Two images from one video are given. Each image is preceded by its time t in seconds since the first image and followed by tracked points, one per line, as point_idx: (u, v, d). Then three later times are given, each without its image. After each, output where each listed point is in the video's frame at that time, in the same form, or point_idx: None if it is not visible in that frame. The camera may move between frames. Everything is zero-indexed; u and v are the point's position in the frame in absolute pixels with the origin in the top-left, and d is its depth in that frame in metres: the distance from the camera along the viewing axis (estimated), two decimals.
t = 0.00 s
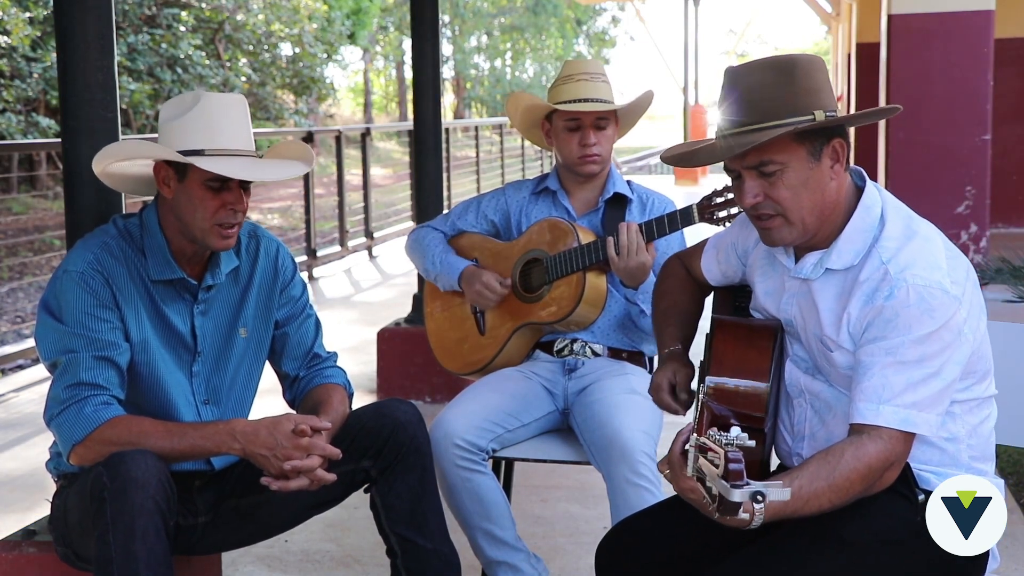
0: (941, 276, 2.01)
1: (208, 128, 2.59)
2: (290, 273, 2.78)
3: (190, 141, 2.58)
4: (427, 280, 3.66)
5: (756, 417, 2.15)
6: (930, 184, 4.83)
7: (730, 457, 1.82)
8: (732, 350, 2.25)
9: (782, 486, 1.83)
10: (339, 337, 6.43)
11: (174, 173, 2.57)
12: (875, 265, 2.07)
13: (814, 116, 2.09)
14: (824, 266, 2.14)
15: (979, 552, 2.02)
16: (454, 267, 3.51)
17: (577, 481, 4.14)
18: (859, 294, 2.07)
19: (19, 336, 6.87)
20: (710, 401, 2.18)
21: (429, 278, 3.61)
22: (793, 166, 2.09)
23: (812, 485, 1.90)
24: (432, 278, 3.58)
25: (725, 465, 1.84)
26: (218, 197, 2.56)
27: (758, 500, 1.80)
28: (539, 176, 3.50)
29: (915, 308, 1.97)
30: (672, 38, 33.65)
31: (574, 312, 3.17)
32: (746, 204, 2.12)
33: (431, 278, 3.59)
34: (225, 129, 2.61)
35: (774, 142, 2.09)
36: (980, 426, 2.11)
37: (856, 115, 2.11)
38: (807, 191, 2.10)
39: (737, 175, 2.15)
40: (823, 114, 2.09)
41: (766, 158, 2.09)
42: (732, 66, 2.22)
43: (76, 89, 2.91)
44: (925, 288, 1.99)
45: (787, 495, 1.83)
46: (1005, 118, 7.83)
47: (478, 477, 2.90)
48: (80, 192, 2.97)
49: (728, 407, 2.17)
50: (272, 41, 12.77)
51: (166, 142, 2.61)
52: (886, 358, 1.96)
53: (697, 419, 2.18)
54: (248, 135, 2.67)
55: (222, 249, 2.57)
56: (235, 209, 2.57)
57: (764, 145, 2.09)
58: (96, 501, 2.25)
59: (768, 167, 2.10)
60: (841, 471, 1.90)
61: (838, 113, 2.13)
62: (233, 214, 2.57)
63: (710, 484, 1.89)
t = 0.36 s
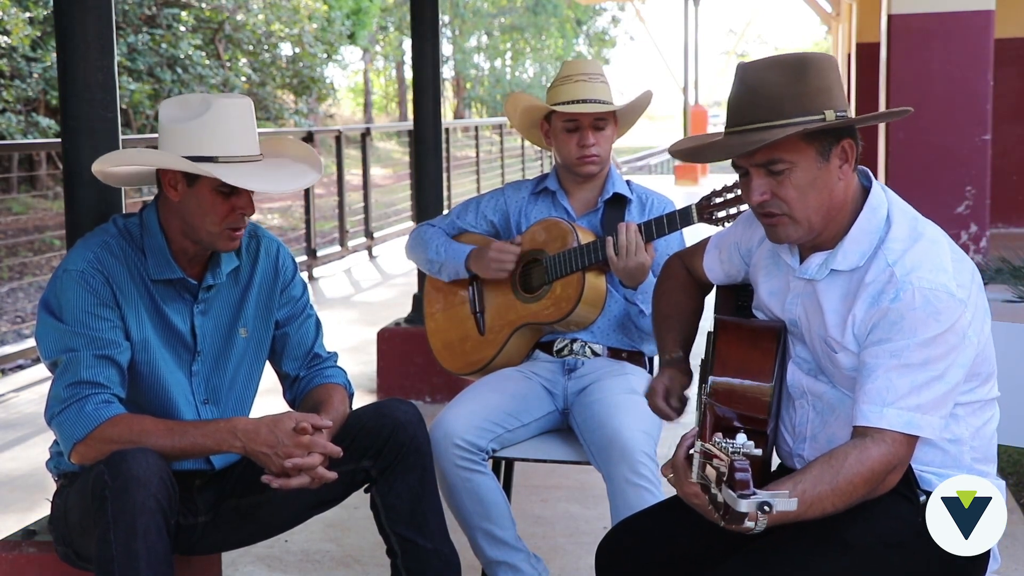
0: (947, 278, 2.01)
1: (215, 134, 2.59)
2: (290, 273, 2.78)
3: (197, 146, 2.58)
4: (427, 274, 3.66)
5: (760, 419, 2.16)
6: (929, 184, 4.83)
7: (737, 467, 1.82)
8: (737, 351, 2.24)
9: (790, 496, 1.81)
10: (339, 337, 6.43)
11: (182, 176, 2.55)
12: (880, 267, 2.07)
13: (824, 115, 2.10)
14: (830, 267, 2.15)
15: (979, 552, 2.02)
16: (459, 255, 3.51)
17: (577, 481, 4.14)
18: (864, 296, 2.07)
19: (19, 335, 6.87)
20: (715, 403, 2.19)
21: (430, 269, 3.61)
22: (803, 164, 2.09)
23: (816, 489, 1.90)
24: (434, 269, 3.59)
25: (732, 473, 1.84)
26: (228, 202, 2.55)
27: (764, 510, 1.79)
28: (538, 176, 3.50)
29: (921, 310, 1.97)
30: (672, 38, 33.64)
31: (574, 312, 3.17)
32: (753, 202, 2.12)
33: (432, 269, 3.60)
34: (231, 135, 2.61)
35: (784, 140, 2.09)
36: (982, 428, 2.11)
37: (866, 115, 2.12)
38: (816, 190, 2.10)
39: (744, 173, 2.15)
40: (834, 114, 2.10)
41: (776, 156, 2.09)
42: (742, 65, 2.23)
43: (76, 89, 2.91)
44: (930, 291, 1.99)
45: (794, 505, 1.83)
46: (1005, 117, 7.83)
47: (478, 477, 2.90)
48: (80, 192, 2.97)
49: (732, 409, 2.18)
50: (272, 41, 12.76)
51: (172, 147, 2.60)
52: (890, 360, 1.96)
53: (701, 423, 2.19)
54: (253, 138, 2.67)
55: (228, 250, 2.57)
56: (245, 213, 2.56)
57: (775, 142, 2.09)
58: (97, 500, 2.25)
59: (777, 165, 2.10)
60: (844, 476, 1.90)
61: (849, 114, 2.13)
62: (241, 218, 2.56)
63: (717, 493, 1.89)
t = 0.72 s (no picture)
0: (957, 282, 2.01)
1: (210, 135, 2.60)
2: (289, 273, 2.78)
3: (193, 148, 2.58)
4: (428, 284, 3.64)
5: (761, 420, 2.17)
6: (929, 183, 4.84)
7: (736, 471, 1.82)
8: (740, 351, 2.25)
9: (789, 502, 1.84)
10: (339, 337, 6.43)
11: (176, 177, 2.55)
12: (889, 271, 2.06)
13: (845, 114, 2.10)
14: (836, 267, 2.14)
15: (980, 551, 2.03)
16: (457, 268, 3.51)
17: (577, 481, 4.14)
18: (872, 300, 2.06)
19: (19, 336, 6.87)
20: (717, 403, 2.22)
21: (431, 279, 3.60)
22: (815, 156, 2.10)
23: (830, 481, 1.90)
24: (435, 280, 3.58)
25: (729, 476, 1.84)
26: (220, 204, 2.54)
27: (764, 514, 1.82)
28: (538, 176, 3.50)
29: (932, 315, 1.97)
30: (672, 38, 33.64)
31: (573, 312, 3.17)
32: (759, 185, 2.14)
33: (433, 279, 3.59)
34: (227, 138, 2.61)
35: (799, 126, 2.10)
36: (988, 430, 2.10)
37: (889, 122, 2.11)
38: (822, 185, 2.11)
39: (758, 154, 2.17)
40: (855, 115, 2.10)
41: (788, 142, 2.10)
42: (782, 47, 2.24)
43: (76, 89, 2.91)
44: (942, 296, 1.99)
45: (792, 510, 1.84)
46: (1005, 118, 7.82)
47: (478, 477, 2.90)
48: (80, 192, 2.97)
49: (733, 410, 2.20)
50: (272, 41, 12.76)
51: (168, 147, 2.60)
52: (904, 367, 1.96)
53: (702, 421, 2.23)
54: (251, 141, 2.67)
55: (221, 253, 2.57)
56: (237, 216, 2.55)
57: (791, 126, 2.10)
58: (95, 501, 2.25)
59: (788, 154, 2.11)
60: (860, 471, 1.90)
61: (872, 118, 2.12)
62: (235, 221, 2.55)
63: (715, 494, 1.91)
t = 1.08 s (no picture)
0: (964, 283, 2.00)
1: (206, 130, 2.60)
2: (290, 273, 2.78)
3: (192, 144, 2.59)
4: (427, 282, 3.65)
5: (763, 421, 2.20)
6: (930, 183, 4.84)
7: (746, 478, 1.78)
8: (743, 353, 2.25)
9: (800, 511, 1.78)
10: (339, 337, 6.43)
11: (176, 174, 2.56)
12: (896, 270, 2.06)
13: (865, 110, 2.08)
14: (843, 265, 2.13)
15: (981, 551, 2.03)
16: (454, 267, 3.50)
17: (577, 481, 4.14)
18: (879, 299, 2.06)
19: (19, 336, 6.87)
20: (721, 405, 2.23)
21: (429, 278, 3.60)
22: (825, 144, 2.11)
23: (837, 483, 1.90)
24: (432, 278, 3.58)
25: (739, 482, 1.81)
26: (221, 198, 2.55)
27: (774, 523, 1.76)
28: (538, 176, 3.50)
29: (939, 315, 1.97)
30: (672, 38, 33.62)
31: (571, 312, 3.16)
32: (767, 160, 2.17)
33: (431, 278, 3.59)
34: (225, 132, 2.61)
35: (816, 109, 2.11)
36: (991, 432, 2.09)
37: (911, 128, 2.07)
38: (825, 176, 2.11)
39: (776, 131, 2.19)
40: (876, 112, 2.07)
41: (801, 124, 2.12)
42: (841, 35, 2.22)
43: (76, 90, 2.92)
44: (948, 296, 1.98)
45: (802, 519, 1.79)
46: (1005, 119, 7.78)
47: (478, 477, 2.90)
48: (80, 192, 2.97)
49: (738, 411, 2.22)
50: (272, 41, 12.76)
51: (165, 146, 2.61)
52: (909, 366, 1.96)
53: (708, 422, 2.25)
54: (248, 135, 2.67)
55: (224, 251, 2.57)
56: (238, 210, 2.56)
57: (808, 108, 2.12)
58: (97, 502, 2.25)
59: (798, 136, 2.13)
60: (866, 472, 1.91)
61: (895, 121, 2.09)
62: (235, 215, 2.56)
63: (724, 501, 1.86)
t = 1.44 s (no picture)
0: (981, 284, 2.00)
1: (214, 129, 2.60)
2: (290, 274, 2.78)
3: (203, 145, 2.59)
4: (428, 277, 3.67)
5: (762, 426, 2.20)
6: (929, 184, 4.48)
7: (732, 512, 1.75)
8: (743, 358, 2.24)
9: (785, 544, 1.73)
10: (339, 337, 6.43)
11: (189, 176, 2.55)
12: (915, 262, 2.05)
13: (913, 99, 2.05)
14: (864, 253, 2.13)
15: (981, 551, 2.03)
16: (458, 256, 3.53)
17: (577, 481, 4.14)
18: (895, 290, 2.05)
19: (19, 336, 6.87)
20: (718, 411, 2.23)
21: (430, 272, 3.62)
22: (865, 127, 2.10)
23: (826, 487, 1.91)
24: (433, 270, 3.61)
25: (724, 511, 1.79)
26: (235, 197, 2.56)
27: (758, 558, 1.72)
28: (537, 176, 3.50)
29: (953, 311, 1.96)
30: (672, 38, 33.63)
31: (570, 315, 3.17)
32: (805, 128, 2.15)
33: (432, 271, 3.61)
34: (235, 132, 2.62)
35: (865, 88, 2.10)
36: (992, 433, 2.09)
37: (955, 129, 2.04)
38: (858, 158, 2.10)
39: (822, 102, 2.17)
40: (923, 104, 2.04)
41: (846, 100, 2.11)
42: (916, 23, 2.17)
43: (76, 89, 2.91)
44: (964, 294, 1.98)
45: (789, 552, 1.73)
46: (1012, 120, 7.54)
47: (478, 477, 2.90)
48: (80, 192, 2.97)
49: (736, 418, 2.23)
50: (272, 41, 12.75)
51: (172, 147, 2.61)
52: (915, 358, 1.96)
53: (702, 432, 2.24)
54: (255, 133, 2.67)
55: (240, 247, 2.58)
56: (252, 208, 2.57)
57: (857, 85, 2.10)
58: (97, 500, 2.25)
59: (841, 113, 2.12)
60: (853, 473, 1.91)
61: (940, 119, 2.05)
62: (249, 213, 2.57)
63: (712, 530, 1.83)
